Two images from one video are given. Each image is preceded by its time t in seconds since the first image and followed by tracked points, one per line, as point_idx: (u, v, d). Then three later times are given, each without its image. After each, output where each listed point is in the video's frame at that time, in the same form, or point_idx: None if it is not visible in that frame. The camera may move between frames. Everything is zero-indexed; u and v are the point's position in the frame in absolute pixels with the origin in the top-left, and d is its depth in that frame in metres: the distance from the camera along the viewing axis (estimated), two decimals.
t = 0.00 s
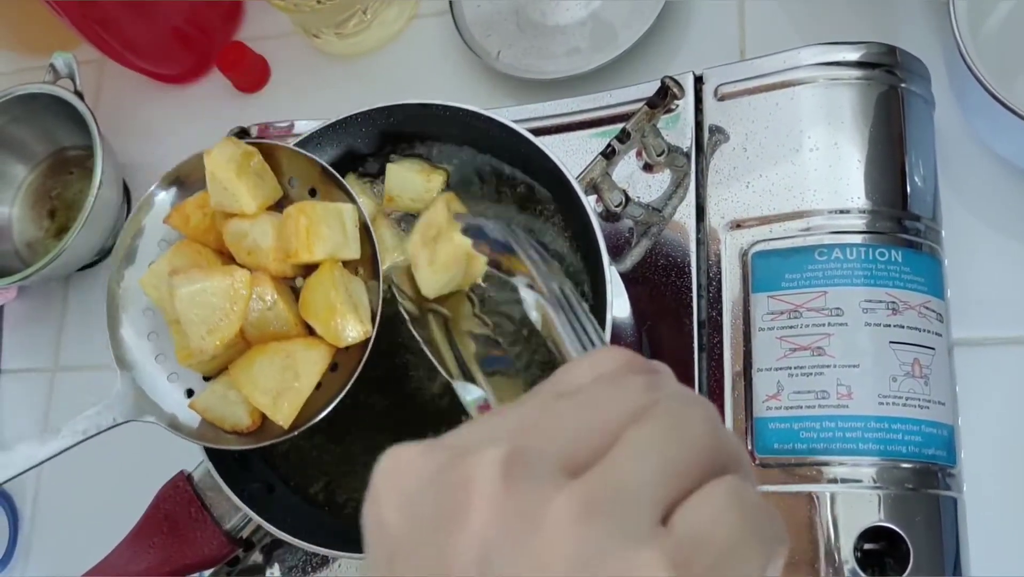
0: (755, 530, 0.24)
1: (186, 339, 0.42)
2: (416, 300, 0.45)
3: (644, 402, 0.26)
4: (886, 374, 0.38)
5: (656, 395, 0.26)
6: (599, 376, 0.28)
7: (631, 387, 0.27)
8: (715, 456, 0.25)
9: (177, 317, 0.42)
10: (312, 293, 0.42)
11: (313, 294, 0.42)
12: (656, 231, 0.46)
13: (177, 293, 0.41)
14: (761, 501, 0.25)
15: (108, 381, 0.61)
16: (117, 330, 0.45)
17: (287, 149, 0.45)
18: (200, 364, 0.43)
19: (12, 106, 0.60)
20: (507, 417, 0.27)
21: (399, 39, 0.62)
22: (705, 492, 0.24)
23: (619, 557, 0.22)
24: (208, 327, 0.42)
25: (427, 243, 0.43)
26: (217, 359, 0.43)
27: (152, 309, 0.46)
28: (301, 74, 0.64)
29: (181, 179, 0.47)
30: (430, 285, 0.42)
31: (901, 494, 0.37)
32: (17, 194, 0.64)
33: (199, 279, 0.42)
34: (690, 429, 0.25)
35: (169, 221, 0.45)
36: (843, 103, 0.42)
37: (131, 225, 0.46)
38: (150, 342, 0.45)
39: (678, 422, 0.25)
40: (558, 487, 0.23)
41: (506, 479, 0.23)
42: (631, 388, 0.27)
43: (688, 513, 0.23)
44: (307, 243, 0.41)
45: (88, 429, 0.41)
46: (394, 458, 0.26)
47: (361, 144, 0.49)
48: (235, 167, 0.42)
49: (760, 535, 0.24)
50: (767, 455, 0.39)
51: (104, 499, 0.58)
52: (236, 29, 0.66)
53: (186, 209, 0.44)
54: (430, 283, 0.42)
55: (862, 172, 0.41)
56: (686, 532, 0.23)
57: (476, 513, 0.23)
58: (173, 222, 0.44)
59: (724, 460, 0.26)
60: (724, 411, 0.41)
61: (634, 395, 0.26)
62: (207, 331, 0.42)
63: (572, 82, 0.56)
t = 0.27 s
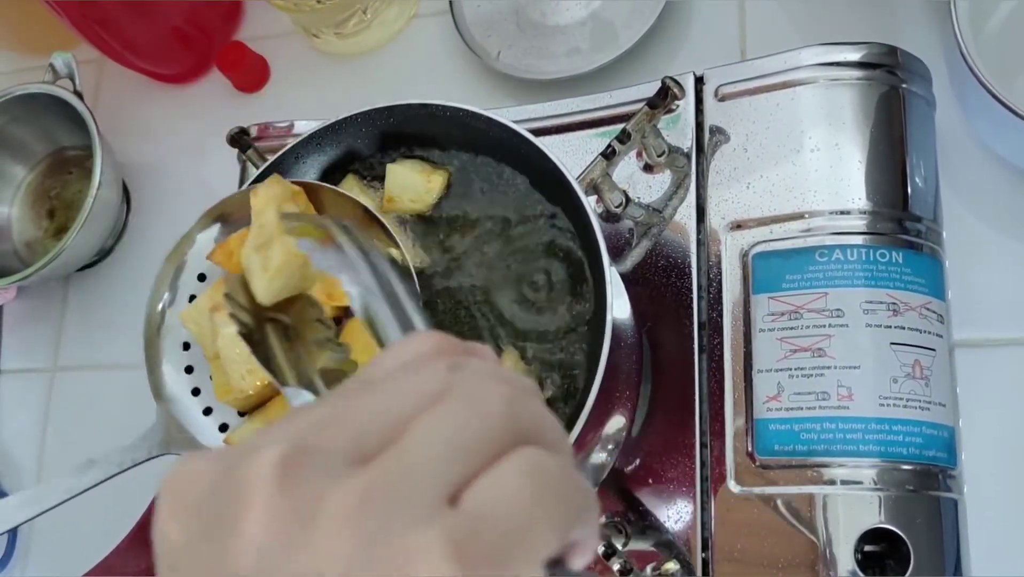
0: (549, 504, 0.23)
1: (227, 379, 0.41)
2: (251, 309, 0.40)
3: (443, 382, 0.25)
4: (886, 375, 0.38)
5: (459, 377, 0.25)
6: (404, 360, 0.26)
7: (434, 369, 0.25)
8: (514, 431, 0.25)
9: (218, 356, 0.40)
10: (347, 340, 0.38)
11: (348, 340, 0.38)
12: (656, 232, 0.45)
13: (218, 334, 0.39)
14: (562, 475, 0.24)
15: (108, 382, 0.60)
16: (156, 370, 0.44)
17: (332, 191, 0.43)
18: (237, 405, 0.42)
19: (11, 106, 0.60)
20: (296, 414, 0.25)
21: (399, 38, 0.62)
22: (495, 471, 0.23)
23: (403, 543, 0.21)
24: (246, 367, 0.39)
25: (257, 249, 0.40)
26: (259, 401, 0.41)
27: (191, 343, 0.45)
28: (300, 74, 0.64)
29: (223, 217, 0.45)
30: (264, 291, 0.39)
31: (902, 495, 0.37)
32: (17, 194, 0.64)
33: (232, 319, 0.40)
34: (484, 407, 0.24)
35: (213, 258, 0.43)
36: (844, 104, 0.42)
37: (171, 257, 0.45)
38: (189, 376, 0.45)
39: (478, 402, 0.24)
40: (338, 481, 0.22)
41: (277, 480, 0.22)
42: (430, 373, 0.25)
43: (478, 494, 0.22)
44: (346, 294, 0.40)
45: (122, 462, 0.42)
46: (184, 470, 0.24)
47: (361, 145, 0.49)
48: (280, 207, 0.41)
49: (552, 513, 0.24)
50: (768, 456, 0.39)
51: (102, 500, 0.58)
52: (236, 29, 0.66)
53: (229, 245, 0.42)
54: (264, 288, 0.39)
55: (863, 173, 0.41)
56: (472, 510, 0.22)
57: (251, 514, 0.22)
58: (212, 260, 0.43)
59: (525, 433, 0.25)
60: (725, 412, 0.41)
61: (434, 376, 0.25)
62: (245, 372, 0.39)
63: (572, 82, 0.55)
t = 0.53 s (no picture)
0: (468, 468, 0.27)
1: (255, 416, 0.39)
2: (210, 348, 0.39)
3: (374, 365, 0.29)
4: (887, 378, 0.38)
5: (386, 363, 0.29)
6: (339, 352, 0.30)
7: (363, 356, 0.29)
8: (430, 403, 0.28)
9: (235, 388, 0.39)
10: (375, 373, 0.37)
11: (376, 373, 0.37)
12: (657, 234, 0.46)
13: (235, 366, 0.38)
14: (480, 445, 0.28)
15: (107, 383, 0.61)
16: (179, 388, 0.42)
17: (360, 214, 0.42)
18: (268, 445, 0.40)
19: (11, 107, 0.60)
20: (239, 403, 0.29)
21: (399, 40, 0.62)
22: (414, 436, 0.27)
23: (317, 494, 0.25)
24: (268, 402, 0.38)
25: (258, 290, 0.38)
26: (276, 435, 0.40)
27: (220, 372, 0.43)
28: (301, 75, 0.64)
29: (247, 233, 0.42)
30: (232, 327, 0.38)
31: (903, 497, 0.37)
32: (17, 195, 0.64)
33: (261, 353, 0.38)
34: (404, 385, 0.28)
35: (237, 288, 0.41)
36: (845, 106, 0.42)
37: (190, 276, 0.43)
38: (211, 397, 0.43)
39: (399, 382, 0.28)
40: (267, 449, 0.27)
41: (228, 440, 0.28)
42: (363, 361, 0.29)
43: (397, 454, 0.26)
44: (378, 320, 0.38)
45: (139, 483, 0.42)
46: (128, 450, 0.30)
47: (361, 147, 0.49)
48: (311, 234, 0.40)
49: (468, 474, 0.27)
50: (768, 458, 0.39)
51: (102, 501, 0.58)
52: (236, 30, 0.66)
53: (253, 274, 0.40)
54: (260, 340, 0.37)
55: (864, 175, 0.41)
56: (388, 468, 0.26)
57: (195, 477, 0.28)
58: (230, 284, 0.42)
59: (445, 408, 0.29)
60: (725, 414, 0.41)
61: (363, 362, 0.29)
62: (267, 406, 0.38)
63: (573, 84, 0.55)
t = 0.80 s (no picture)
0: (671, 519, 0.21)
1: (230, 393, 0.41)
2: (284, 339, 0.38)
3: (547, 376, 0.23)
4: (887, 378, 0.38)
5: (557, 374, 0.23)
6: (492, 348, 0.24)
7: (530, 363, 0.23)
8: (621, 436, 0.22)
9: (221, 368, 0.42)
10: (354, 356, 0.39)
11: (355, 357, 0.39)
12: (657, 234, 0.46)
13: (222, 347, 0.41)
14: (671, 483, 0.22)
15: (108, 383, 0.61)
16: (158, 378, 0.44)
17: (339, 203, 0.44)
18: (241, 417, 0.42)
19: (12, 108, 0.60)
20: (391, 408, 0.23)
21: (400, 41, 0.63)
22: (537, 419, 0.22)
23: (516, 535, 0.19)
24: (251, 381, 0.41)
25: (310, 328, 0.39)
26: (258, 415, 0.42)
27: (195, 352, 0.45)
28: (302, 76, 0.64)
29: (230, 227, 0.45)
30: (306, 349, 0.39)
31: (902, 498, 0.37)
32: (18, 196, 0.64)
33: (242, 335, 0.41)
34: (586, 403, 0.22)
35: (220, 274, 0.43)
36: (845, 107, 0.42)
37: (173, 270, 0.45)
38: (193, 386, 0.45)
39: (580, 397, 0.22)
40: (452, 467, 0.21)
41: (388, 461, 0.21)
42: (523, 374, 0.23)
43: (531, 444, 0.21)
44: (358, 306, 0.40)
45: (124, 472, 0.43)
46: (269, 445, 0.23)
47: (363, 149, 0.49)
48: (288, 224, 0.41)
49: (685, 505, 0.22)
50: (768, 459, 0.39)
51: (103, 501, 0.58)
52: (237, 30, 0.66)
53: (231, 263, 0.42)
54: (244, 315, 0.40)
55: (864, 176, 0.41)
56: (593, 510, 0.20)
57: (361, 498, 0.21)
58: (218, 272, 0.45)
59: (638, 430, 0.23)
60: (725, 415, 0.41)
61: (532, 371, 0.23)
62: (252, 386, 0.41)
63: (574, 85, 0.56)
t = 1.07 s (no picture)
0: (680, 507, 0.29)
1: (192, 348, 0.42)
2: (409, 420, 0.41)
3: (605, 422, 0.31)
4: (884, 379, 0.38)
5: (617, 422, 0.31)
6: (595, 424, 0.30)
7: (598, 412, 0.31)
8: (654, 456, 0.30)
9: (184, 324, 0.42)
10: (317, 302, 0.42)
11: (317, 302, 0.42)
12: (656, 235, 0.46)
13: (184, 302, 0.41)
14: (691, 495, 0.30)
15: (109, 384, 0.61)
16: (123, 340, 0.45)
17: (294, 158, 0.45)
18: (204, 371, 0.43)
19: (13, 109, 0.60)
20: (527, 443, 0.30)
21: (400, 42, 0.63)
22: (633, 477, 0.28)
23: (546, 513, 0.26)
24: (214, 335, 0.41)
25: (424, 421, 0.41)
26: (219, 365, 0.43)
27: (158, 314, 0.46)
28: (302, 78, 0.64)
29: (186, 185, 0.47)
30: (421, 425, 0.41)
31: (900, 498, 0.37)
32: (18, 197, 0.64)
33: (203, 288, 0.42)
34: (631, 442, 0.30)
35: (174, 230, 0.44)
36: (843, 109, 0.42)
37: (133, 236, 0.47)
38: (155, 345, 0.46)
39: (628, 436, 0.30)
40: (511, 466, 0.28)
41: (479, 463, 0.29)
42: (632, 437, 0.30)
43: (622, 486, 0.28)
44: (316, 254, 0.41)
45: (93, 434, 0.42)
46: (391, 465, 0.30)
47: (362, 150, 0.49)
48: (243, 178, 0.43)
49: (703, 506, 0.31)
50: (766, 460, 0.39)
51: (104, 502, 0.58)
52: (237, 32, 0.66)
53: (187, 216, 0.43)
54: (204, 267, 0.41)
55: (862, 178, 0.41)
56: (613, 494, 0.27)
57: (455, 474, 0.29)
58: (177, 232, 0.45)
59: (669, 458, 0.31)
60: (724, 415, 0.41)
61: (598, 417, 0.31)
62: (215, 338, 0.41)
63: (573, 87, 0.56)
